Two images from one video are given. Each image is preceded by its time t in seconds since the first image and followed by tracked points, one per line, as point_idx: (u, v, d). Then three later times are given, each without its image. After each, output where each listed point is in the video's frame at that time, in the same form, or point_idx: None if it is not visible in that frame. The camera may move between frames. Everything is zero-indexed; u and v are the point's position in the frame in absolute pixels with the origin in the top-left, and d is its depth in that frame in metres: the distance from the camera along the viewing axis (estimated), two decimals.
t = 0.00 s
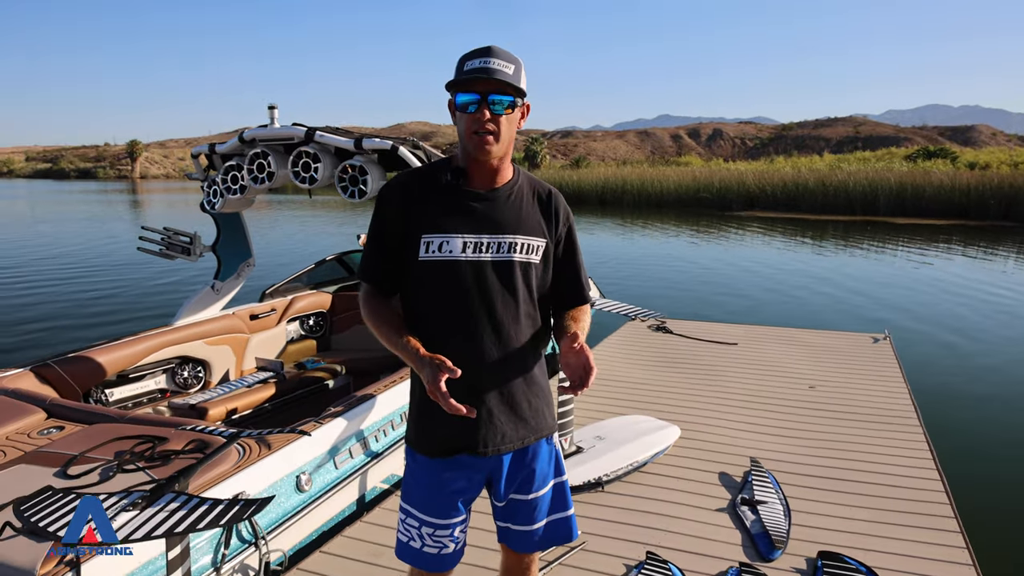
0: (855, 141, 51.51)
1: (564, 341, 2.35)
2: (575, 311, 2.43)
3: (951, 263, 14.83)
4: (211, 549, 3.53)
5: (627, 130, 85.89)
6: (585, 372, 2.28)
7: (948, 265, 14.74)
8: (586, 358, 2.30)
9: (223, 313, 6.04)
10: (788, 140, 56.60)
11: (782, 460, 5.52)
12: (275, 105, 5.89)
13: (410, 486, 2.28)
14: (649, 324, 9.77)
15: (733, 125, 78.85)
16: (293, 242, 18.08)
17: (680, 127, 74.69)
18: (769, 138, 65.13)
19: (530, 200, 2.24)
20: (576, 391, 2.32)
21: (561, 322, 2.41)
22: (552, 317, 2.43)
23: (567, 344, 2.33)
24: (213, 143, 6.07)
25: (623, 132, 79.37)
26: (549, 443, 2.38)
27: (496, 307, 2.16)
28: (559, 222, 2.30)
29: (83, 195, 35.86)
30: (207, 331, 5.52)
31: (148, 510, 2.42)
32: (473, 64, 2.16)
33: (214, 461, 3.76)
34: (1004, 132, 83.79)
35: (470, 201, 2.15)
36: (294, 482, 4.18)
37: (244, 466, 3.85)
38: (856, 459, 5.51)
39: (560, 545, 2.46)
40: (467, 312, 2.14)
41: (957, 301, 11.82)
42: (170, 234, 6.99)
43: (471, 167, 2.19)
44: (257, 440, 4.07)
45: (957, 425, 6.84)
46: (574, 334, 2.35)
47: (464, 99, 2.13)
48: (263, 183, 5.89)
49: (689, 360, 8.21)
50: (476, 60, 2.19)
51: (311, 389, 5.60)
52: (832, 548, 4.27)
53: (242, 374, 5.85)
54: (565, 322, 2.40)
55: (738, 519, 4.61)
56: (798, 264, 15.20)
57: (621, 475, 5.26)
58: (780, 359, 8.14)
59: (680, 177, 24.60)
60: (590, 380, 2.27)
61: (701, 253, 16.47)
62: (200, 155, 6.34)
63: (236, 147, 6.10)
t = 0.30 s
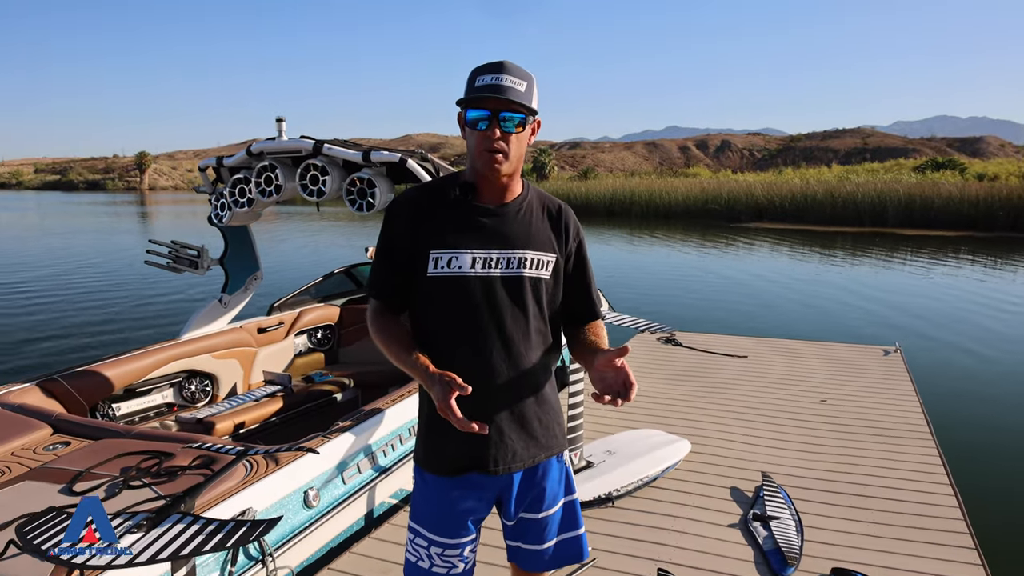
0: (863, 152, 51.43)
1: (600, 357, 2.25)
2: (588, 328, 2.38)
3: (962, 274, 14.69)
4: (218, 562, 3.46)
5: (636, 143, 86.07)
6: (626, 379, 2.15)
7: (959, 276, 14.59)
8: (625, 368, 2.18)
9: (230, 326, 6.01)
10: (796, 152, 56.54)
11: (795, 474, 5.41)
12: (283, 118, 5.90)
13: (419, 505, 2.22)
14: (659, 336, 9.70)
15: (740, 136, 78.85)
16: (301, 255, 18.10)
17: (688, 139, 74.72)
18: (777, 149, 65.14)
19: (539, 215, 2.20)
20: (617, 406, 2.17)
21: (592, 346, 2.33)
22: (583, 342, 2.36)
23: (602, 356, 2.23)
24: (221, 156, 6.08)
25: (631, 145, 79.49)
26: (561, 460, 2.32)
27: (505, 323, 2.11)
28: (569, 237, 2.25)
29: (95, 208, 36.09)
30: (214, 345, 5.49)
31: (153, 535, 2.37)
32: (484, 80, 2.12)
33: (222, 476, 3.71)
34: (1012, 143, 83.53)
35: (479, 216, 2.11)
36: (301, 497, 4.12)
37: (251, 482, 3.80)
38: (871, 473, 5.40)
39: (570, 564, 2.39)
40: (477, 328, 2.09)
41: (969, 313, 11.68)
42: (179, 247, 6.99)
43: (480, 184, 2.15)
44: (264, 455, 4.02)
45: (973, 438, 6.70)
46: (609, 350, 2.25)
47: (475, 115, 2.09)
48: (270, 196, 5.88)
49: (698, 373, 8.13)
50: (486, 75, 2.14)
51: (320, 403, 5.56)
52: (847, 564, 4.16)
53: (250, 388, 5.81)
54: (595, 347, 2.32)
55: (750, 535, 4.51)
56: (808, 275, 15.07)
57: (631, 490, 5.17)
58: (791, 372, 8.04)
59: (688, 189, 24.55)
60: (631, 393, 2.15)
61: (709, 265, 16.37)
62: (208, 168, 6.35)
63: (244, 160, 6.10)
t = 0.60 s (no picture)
0: (871, 160, 51.26)
1: (599, 372, 2.19)
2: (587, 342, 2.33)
3: (972, 283, 14.55)
4: None
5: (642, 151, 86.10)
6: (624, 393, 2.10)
7: (969, 285, 14.45)
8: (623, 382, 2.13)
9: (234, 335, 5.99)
10: (804, 159, 56.34)
11: (803, 487, 5.31)
12: (285, 127, 5.89)
13: (417, 521, 2.16)
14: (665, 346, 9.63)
15: (750, 145, 78.32)
16: (307, 263, 18.10)
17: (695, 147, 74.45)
18: (784, 156, 64.98)
19: (539, 227, 2.16)
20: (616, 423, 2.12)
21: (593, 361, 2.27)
22: (583, 357, 2.30)
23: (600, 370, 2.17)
24: (225, 165, 6.08)
25: (638, 152, 79.42)
26: (562, 475, 2.27)
27: (504, 337, 2.07)
28: (570, 248, 2.21)
29: (103, 214, 36.24)
30: (218, 354, 5.47)
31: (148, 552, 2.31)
32: (484, 90, 2.09)
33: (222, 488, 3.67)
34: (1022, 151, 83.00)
35: (478, 228, 2.08)
36: (301, 509, 4.07)
37: (249, 495, 3.75)
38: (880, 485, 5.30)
39: None
40: (475, 343, 2.05)
41: (979, 322, 11.55)
42: (182, 256, 6.98)
43: (480, 196, 2.11)
44: (264, 467, 3.97)
45: (984, 449, 6.59)
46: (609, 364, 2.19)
47: (474, 126, 2.05)
48: (274, 206, 5.88)
49: (705, 383, 8.05)
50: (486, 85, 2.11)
51: (323, 412, 5.51)
52: None
53: (253, 398, 5.78)
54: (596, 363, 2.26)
55: (756, 549, 4.41)
56: (815, 284, 14.93)
57: (635, 503, 5.08)
58: (799, 383, 7.95)
59: (695, 197, 24.46)
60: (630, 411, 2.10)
61: (716, 273, 16.26)
62: (212, 177, 6.36)
63: (247, 169, 6.10)
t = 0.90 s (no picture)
0: (882, 166, 50.91)
1: (583, 384, 2.17)
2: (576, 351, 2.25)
3: (983, 291, 14.38)
4: None
5: (651, 158, 85.89)
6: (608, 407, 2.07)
7: (981, 293, 14.28)
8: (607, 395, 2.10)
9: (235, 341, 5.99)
10: (814, 165, 55.98)
11: (806, 497, 5.23)
12: (286, 134, 5.92)
13: (402, 534, 2.11)
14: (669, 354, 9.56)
15: (759, 151, 78.04)
16: (313, 270, 18.11)
17: (704, 153, 74.13)
18: (794, 163, 64.64)
19: (526, 236, 2.11)
20: (599, 435, 2.10)
21: (578, 371, 2.23)
22: (568, 366, 2.25)
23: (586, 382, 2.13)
24: (225, 172, 6.11)
25: (647, 159, 79.24)
26: (551, 487, 2.22)
27: (490, 346, 2.02)
28: (559, 257, 2.15)
29: (111, 220, 36.42)
30: (218, 360, 5.46)
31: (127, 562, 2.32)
32: (472, 97, 2.07)
33: (214, 497, 3.65)
34: None
35: (464, 236, 2.04)
36: (295, 519, 4.04)
37: (244, 503, 3.74)
38: (887, 498, 5.23)
39: None
40: (460, 354, 2.01)
41: (992, 331, 11.39)
42: (185, 263, 7.00)
43: (468, 205, 2.09)
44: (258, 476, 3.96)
45: (994, 459, 6.47)
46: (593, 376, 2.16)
47: (463, 133, 2.04)
48: (274, 213, 5.89)
49: (709, 391, 7.98)
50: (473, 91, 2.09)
51: (323, 419, 5.47)
52: None
53: (254, 405, 5.78)
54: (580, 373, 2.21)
55: (757, 564, 4.28)
56: (824, 291, 14.80)
57: (633, 515, 4.90)
58: (805, 391, 7.85)
59: (703, 204, 24.34)
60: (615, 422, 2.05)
61: (723, 280, 16.15)
62: (212, 184, 6.37)
63: (247, 177, 6.12)
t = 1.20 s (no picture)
0: (904, 171, 50.25)
1: (572, 395, 1.99)
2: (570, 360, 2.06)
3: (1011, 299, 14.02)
4: None
5: (670, 163, 85.57)
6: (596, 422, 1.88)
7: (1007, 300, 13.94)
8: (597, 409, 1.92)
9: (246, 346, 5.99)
10: (835, 169, 55.35)
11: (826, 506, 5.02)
12: (295, 140, 5.93)
13: (393, 542, 1.94)
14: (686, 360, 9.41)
15: (779, 156, 77.37)
16: (330, 274, 18.22)
17: (722, 159, 73.64)
18: (815, 168, 63.94)
19: (519, 239, 1.91)
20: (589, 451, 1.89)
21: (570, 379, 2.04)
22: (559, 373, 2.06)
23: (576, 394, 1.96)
24: (236, 177, 6.14)
25: (666, 164, 78.90)
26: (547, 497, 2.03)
27: (483, 354, 1.83)
28: (553, 260, 1.95)
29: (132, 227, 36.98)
30: (229, 364, 5.42)
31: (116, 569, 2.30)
32: (478, 113, 1.80)
33: (217, 502, 3.53)
34: None
35: (453, 239, 1.85)
36: (297, 525, 3.89)
37: (246, 509, 3.62)
38: (912, 493, 4.99)
39: None
40: (452, 360, 1.82)
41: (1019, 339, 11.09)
42: (195, 267, 7.00)
43: (462, 217, 1.90)
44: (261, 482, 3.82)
45: None
46: (584, 387, 1.99)
47: (468, 154, 1.79)
48: (283, 218, 5.92)
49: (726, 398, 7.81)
50: (475, 99, 1.81)
51: (333, 424, 5.30)
52: None
53: (264, 408, 5.74)
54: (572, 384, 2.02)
55: None
56: (843, 297, 14.53)
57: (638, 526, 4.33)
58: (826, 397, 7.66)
59: (720, 210, 24.14)
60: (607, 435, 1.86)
61: (740, 286, 15.94)
62: (224, 189, 6.41)
63: (258, 182, 6.15)
